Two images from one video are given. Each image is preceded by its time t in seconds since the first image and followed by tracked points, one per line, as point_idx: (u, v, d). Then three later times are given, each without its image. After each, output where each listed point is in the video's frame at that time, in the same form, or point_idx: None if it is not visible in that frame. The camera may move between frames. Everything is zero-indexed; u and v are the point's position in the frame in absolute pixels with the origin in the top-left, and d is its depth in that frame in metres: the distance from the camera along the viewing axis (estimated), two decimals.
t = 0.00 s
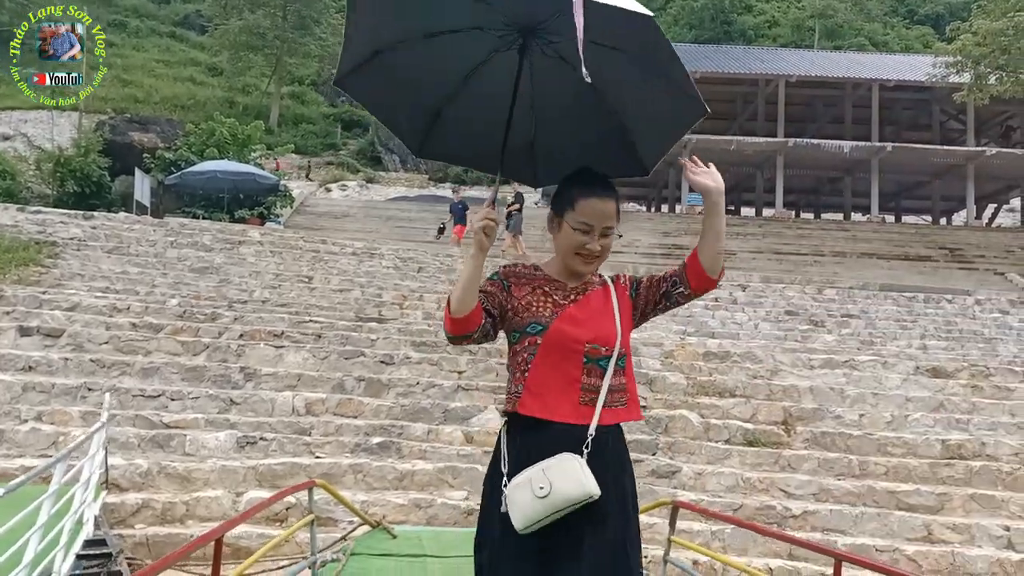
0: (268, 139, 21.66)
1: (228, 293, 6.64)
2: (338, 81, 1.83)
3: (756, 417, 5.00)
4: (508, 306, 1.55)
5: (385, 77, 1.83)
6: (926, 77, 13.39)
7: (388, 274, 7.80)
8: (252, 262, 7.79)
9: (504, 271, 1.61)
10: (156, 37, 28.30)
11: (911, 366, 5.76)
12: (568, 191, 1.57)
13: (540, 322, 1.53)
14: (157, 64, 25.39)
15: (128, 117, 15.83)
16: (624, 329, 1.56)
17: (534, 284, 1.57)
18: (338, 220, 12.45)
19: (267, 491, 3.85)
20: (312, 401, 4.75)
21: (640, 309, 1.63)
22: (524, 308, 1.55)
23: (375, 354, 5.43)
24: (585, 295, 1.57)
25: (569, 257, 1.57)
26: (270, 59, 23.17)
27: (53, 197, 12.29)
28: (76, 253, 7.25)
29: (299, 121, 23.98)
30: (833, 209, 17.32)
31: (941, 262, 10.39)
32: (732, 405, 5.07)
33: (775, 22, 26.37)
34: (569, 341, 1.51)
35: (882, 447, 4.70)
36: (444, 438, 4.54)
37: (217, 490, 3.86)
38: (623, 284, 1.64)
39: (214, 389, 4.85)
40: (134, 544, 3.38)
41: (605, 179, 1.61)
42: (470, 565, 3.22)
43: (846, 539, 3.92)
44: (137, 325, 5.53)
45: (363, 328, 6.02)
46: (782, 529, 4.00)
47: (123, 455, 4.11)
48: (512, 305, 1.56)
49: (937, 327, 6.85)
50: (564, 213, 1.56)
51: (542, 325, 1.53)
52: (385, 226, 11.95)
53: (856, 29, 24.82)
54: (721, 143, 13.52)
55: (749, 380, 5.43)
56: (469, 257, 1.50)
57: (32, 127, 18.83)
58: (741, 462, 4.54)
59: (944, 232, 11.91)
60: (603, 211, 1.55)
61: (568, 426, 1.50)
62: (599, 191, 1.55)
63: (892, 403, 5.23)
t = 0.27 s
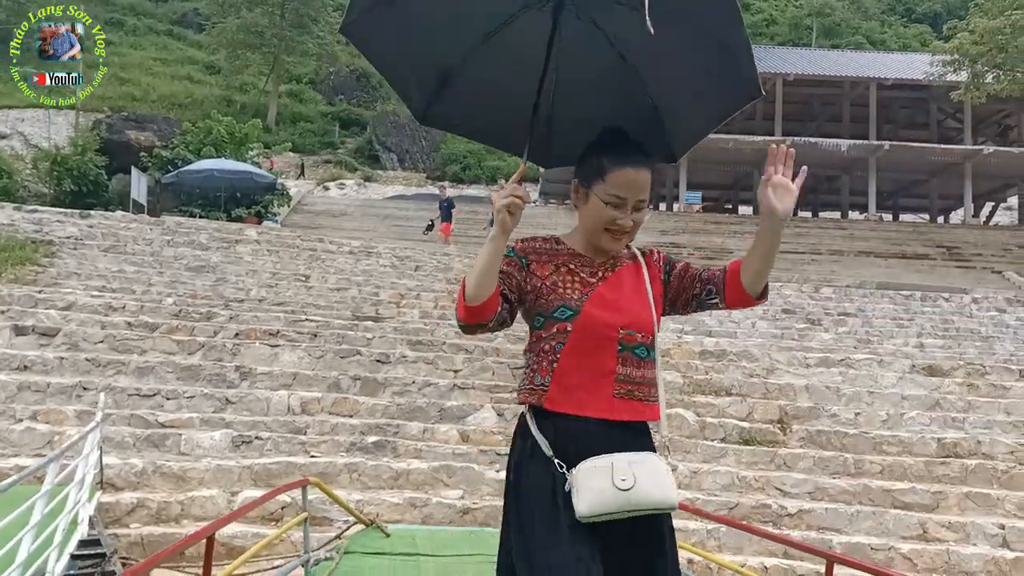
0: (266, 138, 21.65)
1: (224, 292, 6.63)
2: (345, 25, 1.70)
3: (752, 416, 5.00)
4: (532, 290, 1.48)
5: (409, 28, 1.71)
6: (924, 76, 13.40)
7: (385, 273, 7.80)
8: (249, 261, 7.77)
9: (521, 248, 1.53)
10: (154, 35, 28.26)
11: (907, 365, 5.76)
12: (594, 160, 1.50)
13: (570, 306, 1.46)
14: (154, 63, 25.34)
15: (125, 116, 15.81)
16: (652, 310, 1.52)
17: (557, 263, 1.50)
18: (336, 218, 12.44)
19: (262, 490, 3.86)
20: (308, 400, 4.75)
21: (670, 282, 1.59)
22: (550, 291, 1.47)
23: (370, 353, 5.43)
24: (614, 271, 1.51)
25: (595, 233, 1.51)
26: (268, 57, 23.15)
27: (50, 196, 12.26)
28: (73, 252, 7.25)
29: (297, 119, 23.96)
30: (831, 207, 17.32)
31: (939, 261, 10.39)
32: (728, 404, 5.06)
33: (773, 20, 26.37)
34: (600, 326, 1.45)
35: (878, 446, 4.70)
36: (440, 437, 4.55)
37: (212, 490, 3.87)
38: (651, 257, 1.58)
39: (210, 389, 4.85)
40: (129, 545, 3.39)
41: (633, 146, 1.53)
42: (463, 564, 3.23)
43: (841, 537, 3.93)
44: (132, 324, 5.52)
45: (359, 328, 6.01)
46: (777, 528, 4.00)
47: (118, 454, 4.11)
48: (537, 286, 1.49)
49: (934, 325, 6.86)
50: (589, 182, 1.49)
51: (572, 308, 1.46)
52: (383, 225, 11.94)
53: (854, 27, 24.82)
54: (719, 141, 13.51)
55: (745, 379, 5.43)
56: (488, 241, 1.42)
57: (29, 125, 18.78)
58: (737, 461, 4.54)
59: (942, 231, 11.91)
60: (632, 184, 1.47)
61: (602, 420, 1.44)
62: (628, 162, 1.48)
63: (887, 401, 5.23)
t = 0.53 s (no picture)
0: (263, 137, 21.64)
1: (221, 292, 6.63)
2: None
3: (749, 416, 5.00)
4: (585, 294, 1.31)
5: (422, 13, 1.42)
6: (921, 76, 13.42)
7: (382, 272, 7.80)
8: (246, 260, 7.76)
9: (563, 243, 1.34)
10: (151, 34, 28.22)
11: (903, 365, 5.76)
12: (651, 150, 1.32)
13: (632, 316, 1.31)
14: (151, 62, 25.31)
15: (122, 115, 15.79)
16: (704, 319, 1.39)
17: (610, 263, 1.34)
18: (333, 218, 12.43)
19: (257, 491, 3.86)
20: (305, 400, 4.75)
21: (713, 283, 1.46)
22: (608, 297, 1.31)
23: (367, 353, 5.43)
24: (668, 275, 1.37)
25: (646, 232, 1.35)
26: (265, 57, 23.14)
27: (47, 195, 12.24)
28: (69, 252, 7.24)
29: (294, 119, 23.95)
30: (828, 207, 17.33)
31: (936, 261, 10.40)
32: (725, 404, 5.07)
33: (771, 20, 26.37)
34: (662, 342, 1.31)
35: (874, 446, 4.70)
36: (437, 437, 4.55)
37: (208, 490, 3.86)
38: (695, 259, 1.45)
39: (206, 388, 4.85)
40: (124, 545, 3.38)
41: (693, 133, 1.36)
42: (457, 564, 3.23)
43: (837, 537, 3.93)
44: (129, 324, 5.52)
45: (356, 327, 6.01)
46: (773, 528, 4.01)
47: (114, 454, 4.11)
48: (591, 291, 1.31)
49: (931, 325, 6.86)
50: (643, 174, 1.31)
51: (634, 319, 1.30)
52: (381, 224, 11.93)
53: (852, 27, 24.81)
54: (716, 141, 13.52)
55: (742, 379, 5.43)
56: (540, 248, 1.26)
57: (26, 124, 18.74)
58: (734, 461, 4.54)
59: (939, 231, 11.92)
60: (697, 181, 1.31)
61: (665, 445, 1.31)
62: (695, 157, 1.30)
63: (884, 401, 5.23)
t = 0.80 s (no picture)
0: (261, 138, 21.60)
1: (220, 292, 6.62)
2: None
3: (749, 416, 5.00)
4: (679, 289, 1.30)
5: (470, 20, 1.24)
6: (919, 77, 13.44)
7: (381, 272, 7.79)
8: (244, 261, 7.75)
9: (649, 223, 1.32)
10: (149, 34, 28.18)
11: (901, 365, 5.77)
12: (758, 135, 1.29)
13: (718, 319, 1.32)
14: (150, 62, 25.27)
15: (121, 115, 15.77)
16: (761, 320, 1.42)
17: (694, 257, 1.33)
18: (331, 218, 12.41)
19: (257, 491, 3.86)
20: (304, 400, 4.74)
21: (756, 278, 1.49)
22: (698, 298, 1.31)
23: (366, 353, 5.43)
24: (735, 271, 1.39)
25: (727, 224, 1.35)
26: (264, 57, 23.09)
27: (44, 195, 12.23)
28: (68, 252, 7.23)
29: (292, 119, 23.92)
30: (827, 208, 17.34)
31: (934, 261, 10.41)
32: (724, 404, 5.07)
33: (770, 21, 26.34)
34: (742, 349, 1.34)
35: (873, 446, 4.71)
36: (435, 437, 4.56)
37: (208, 490, 3.86)
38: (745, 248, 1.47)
39: (205, 388, 4.85)
40: (124, 545, 3.38)
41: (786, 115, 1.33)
42: (455, 565, 3.23)
43: (837, 537, 3.94)
44: (127, 324, 5.51)
45: (355, 328, 6.00)
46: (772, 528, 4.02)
47: (113, 454, 4.11)
48: (680, 285, 1.31)
49: (930, 326, 6.86)
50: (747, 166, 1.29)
51: (722, 323, 1.32)
52: (379, 225, 11.91)
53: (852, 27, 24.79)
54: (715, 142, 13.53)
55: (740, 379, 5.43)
56: (672, 239, 1.17)
57: (24, 124, 18.69)
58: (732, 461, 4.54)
59: (937, 231, 11.93)
60: (798, 177, 1.31)
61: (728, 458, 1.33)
62: (803, 153, 1.30)
63: (883, 401, 5.24)
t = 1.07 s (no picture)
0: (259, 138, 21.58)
1: (219, 292, 6.62)
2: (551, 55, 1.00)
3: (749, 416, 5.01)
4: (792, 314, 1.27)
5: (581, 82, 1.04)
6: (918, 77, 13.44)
7: (380, 273, 7.79)
8: (243, 261, 7.75)
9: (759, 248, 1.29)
10: (147, 35, 28.14)
11: (901, 366, 5.78)
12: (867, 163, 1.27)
13: (828, 346, 1.31)
14: (147, 62, 25.22)
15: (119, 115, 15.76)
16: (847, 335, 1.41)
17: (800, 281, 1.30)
18: (330, 219, 12.41)
19: (258, 492, 3.86)
20: (304, 401, 4.75)
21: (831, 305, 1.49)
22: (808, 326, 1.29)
23: (365, 353, 5.44)
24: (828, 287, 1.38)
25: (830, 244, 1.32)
26: (262, 58, 23.06)
27: (42, 196, 12.21)
28: (67, 252, 7.22)
29: (290, 120, 23.89)
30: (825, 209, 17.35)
31: (932, 262, 10.42)
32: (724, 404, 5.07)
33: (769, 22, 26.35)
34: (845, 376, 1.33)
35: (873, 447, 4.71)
36: (435, 437, 4.56)
37: (208, 490, 3.86)
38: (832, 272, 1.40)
39: (205, 388, 4.84)
40: (124, 545, 3.39)
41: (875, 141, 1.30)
42: (456, 564, 3.23)
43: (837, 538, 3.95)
44: (127, 324, 5.51)
45: (355, 328, 6.00)
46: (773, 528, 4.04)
47: (113, 454, 4.10)
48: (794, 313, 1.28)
49: (929, 327, 6.87)
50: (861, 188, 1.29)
51: (831, 348, 1.31)
52: (378, 226, 11.90)
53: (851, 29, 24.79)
54: (714, 143, 13.54)
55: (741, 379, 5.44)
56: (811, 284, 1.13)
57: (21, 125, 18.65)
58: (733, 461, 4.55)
59: (935, 232, 11.94)
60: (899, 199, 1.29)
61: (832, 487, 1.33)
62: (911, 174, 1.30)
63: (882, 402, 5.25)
